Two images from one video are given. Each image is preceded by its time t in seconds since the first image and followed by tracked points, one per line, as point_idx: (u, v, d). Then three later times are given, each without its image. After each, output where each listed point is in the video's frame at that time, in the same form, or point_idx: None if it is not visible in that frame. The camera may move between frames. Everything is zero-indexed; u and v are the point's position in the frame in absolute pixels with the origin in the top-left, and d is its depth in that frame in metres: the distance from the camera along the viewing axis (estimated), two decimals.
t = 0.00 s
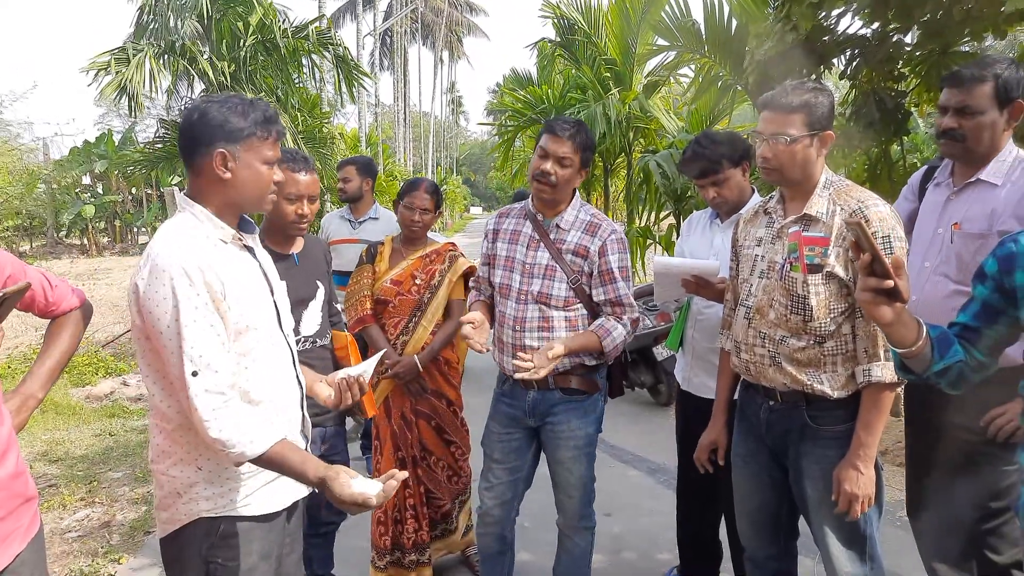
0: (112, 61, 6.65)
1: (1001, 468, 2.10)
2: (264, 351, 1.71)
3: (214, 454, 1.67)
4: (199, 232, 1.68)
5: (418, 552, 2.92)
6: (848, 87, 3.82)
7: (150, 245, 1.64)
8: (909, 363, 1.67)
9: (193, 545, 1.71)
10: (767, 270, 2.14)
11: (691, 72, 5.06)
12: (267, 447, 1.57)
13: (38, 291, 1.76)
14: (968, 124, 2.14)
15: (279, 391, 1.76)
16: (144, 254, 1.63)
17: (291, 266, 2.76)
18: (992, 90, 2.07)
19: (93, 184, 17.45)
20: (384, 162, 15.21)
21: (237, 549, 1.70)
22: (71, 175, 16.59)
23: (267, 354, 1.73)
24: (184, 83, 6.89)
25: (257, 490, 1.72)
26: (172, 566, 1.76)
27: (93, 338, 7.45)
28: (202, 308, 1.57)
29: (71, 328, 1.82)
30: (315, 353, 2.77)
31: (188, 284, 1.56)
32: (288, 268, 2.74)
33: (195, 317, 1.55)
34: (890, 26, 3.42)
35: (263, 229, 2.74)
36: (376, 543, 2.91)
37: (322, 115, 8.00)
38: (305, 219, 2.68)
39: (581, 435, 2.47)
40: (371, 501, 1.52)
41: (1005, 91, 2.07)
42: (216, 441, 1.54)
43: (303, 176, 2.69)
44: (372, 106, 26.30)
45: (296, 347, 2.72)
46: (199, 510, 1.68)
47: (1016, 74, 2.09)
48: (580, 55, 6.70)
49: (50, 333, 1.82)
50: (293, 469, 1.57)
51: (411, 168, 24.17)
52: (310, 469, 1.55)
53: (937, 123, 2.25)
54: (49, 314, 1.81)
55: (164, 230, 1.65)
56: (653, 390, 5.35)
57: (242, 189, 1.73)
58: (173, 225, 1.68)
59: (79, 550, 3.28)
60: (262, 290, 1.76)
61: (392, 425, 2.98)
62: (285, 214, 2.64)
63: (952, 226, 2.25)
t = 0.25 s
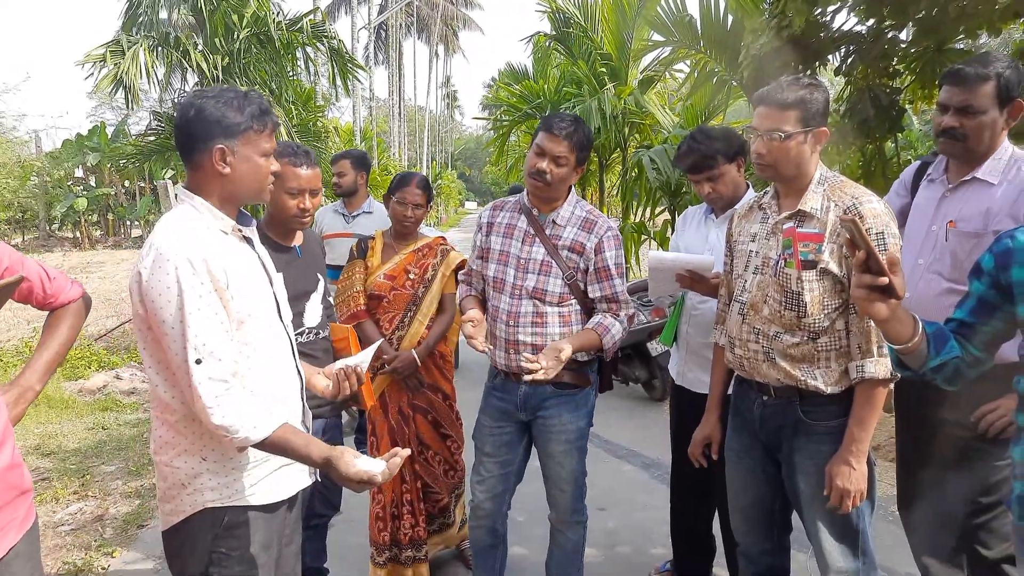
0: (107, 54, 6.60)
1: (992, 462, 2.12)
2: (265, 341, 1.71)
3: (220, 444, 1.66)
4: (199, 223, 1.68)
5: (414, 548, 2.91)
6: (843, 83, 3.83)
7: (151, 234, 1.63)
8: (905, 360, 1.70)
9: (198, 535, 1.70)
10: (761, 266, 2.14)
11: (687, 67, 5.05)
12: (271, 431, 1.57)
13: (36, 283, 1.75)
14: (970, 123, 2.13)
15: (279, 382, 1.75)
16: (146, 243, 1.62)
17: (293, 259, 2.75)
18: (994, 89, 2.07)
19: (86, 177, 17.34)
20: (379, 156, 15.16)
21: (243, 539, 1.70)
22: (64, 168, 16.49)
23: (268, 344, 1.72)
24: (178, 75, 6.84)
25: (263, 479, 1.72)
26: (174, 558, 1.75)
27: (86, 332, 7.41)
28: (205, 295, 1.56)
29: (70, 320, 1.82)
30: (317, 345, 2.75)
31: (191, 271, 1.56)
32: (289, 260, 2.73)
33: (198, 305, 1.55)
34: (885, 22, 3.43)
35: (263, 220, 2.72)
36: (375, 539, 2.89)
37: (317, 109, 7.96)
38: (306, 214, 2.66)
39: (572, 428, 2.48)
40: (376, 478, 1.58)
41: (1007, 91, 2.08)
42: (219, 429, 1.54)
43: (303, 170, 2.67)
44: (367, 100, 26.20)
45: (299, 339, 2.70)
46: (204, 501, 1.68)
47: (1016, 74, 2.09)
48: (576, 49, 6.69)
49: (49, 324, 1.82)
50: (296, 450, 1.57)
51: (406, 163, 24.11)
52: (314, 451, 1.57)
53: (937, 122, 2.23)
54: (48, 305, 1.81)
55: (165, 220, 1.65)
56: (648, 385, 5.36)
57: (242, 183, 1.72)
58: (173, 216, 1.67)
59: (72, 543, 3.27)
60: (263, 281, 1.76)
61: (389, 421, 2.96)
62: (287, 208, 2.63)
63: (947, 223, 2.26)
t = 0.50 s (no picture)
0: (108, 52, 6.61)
1: (987, 459, 2.13)
2: (266, 336, 1.72)
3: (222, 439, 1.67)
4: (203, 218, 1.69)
5: (419, 543, 2.94)
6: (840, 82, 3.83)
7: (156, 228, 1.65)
8: (902, 356, 1.72)
9: (200, 529, 1.70)
10: (758, 263, 2.15)
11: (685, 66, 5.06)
12: (267, 424, 1.58)
13: (46, 281, 1.76)
14: (970, 124, 2.14)
15: (279, 377, 1.76)
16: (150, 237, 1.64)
17: (297, 256, 2.77)
18: (995, 91, 2.08)
19: (84, 175, 17.34)
20: (377, 154, 15.17)
21: (244, 533, 1.71)
22: (62, 166, 16.47)
23: (270, 339, 1.73)
24: (177, 73, 6.83)
25: (263, 473, 1.72)
26: (177, 550, 1.77)
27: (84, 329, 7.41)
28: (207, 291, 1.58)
29: (80, 318, 1.83)
30: (321, 340, 2.80)
31: (194, 267, 1.57)
32: (292, 256, 2.74)
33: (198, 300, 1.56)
34: (882, 21, 3.44)
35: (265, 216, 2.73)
36: (378, 537, 2.89)
37: (315, 107, 7.96)
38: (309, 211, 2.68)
39: (569, 426, 2.49)
40: (371, 471, 1.58)
41: (1008, 91, 2.08)
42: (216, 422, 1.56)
43: (304, 168, 2.65)
44: (365, 98, 26.19)
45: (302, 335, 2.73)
46: (206, 494, 1.69)
47: (1018, 74, 2.11)
48: (574, 48, 6.69)
49: (60, 322, 1.83)
50: (293, 446, 1.59)
51: (404, 161, 24.10)
52: (310, 445, 1.58)
53: (936, 122, 2.24)
54: (59, 303, 1.82)
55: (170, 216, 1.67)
56: (646, 383, 5.37)
57: (245, 180, 1.73)
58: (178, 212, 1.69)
59: (72, 541, 3.28)
60: (266, 277, 1.77)
61: (390, 419, 2.97)
62: (288, 207, 2.64)
63: (945, 223, 2.27)
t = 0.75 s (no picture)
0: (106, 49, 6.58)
1: (990, 458, 2.13)
2: (264, 334, 1.70)
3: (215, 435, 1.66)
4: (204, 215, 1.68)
5: (418, 541, 2.94)
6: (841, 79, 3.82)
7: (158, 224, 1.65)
8: (904, 354, 1.72)
9: (198, 523, 1.70)
10: (760, 260, 2.14)
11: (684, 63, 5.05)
12: (256, 419, 1.56)
13: (64, 283, 1.77)
14: (973, 122, 2.13)
15: (276, 375, 1.74)
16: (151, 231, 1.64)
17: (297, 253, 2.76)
18: (999, 88, 2.07)
19: (82, 172, 17.31)
20: (376, 152, 15.14)
21: (242, 528, 1.69)
22: (60, 165, 16.44)
23: (267, 337, 1.72)
24: (175, 71, 6.80)
25: (258, 469, 1.71)
26: (178, 545, 1.76)
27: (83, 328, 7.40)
28: (201, 285, 1.57)
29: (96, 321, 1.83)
30: (319, 338, 2.81)
31: (190, 261, 1.57)
32: (294, 253, 2.74)
33: (192, 294, 1.55)
34: (883, 17, 3.43)
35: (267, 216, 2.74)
36: (376, 536, 2.88)
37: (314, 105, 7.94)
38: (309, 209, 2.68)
39: (565, 425, 2.47)
40: (355, 476, 1.52)
41: (1011, 89, 2.07)
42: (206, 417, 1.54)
43: (301, 166, 2.63)
44: (364, 96, 26.16)
45: (301, 331, 2.75)
46: (201, 488, 1.68)
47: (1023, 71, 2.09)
48: (574, 45, 6.68)
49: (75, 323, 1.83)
50: (281, 442, 1.55)
51: (404, 159, 24.08)
52: (297, 442, 1.54)
53: (939, 120, 2.23)
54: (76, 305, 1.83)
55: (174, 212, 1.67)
56: (645, 381, 5.36)
57: (241, 183, 1.71)
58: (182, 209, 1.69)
59: (71, 539, 3.27)
60: (266, 275, 1.76)
61: (387, 419, 2.95)
62: (285, 204, 2.63)
63: (948, 221, 2.26)
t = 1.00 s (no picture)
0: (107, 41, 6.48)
1: (991, 454, 2.13)
2: (258, 333, 1.69)
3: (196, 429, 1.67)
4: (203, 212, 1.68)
5: (414, 537, 2.94)
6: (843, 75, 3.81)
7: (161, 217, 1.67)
8: (906, 350, 1.71)
9: (190, 516, 1.70)
10: (762, 256, 2.14)
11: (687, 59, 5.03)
12: (235, 417, 1.54)
13: (48, 275, 1.74)
14: (976, 119, 2.12)
15: (267, 374, 1.73)
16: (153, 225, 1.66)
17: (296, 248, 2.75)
18: (1004, 84, 2.06)
19: (83, 167, 17.32)
20: (377, 147, 15.10)
21: (234, 521, 1.68)
22: (60, 159, 16.41)
23: (261, 336, 1.70)
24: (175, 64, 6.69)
25: (238, 464, 1.69)
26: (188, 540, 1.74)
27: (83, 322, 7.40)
28: (190, 282, 1.56)
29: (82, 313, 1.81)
30: (318, 333, 2.80)
31: (182, 256, 1.56)
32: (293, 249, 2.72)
33: (180, 290, 1.55)
34: (886, 13, 3.42)
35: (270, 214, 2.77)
36: (371, 530, 2.90)
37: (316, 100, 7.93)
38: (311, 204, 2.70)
39: (563, 424, 2.45)
40: (308, 493, 1.49)
41: (1015, 85, 2.06)
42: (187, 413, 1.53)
43: (304, 162, 2.63)
44: (365, 91, 26.12)
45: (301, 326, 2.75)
46: (183, 478, 1.68)
47: None
48: (576, 40, 6.66)
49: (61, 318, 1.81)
50: (250, 444, 1.53)
51: (405, 155, 24.05)
52: (267, 441, 1.52)
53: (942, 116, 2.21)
54: (61, 299, 1.80)
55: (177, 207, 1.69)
56: (646, 377, 5.36)
57: (233, 187, 1.69)
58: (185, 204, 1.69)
59: (71, 533, 3.27)
60: (266, 274, 1.74)
61: (385, 413, 2.94)
62: (288, 201, 2.63)
63: (950, 217, 2.25)
